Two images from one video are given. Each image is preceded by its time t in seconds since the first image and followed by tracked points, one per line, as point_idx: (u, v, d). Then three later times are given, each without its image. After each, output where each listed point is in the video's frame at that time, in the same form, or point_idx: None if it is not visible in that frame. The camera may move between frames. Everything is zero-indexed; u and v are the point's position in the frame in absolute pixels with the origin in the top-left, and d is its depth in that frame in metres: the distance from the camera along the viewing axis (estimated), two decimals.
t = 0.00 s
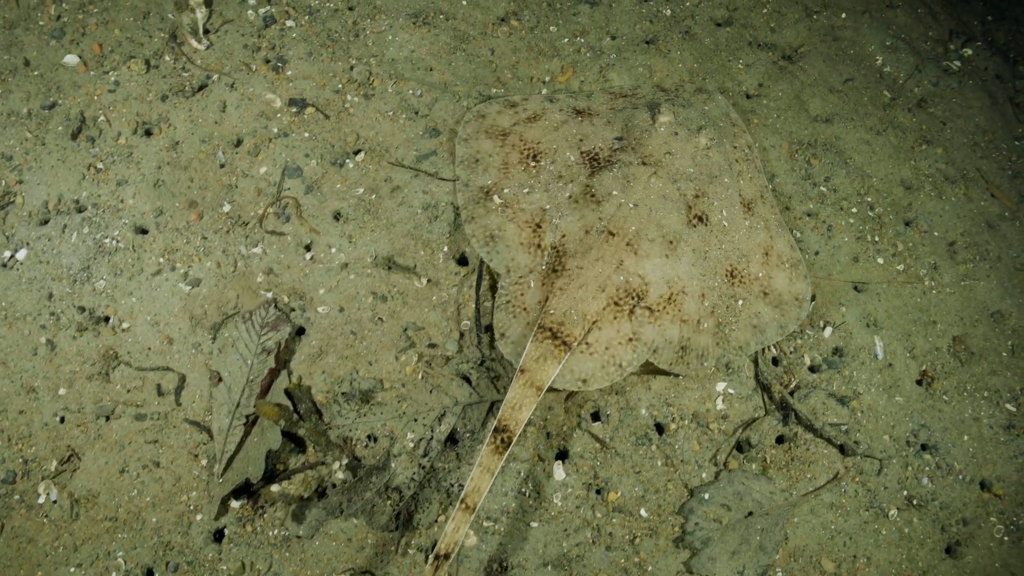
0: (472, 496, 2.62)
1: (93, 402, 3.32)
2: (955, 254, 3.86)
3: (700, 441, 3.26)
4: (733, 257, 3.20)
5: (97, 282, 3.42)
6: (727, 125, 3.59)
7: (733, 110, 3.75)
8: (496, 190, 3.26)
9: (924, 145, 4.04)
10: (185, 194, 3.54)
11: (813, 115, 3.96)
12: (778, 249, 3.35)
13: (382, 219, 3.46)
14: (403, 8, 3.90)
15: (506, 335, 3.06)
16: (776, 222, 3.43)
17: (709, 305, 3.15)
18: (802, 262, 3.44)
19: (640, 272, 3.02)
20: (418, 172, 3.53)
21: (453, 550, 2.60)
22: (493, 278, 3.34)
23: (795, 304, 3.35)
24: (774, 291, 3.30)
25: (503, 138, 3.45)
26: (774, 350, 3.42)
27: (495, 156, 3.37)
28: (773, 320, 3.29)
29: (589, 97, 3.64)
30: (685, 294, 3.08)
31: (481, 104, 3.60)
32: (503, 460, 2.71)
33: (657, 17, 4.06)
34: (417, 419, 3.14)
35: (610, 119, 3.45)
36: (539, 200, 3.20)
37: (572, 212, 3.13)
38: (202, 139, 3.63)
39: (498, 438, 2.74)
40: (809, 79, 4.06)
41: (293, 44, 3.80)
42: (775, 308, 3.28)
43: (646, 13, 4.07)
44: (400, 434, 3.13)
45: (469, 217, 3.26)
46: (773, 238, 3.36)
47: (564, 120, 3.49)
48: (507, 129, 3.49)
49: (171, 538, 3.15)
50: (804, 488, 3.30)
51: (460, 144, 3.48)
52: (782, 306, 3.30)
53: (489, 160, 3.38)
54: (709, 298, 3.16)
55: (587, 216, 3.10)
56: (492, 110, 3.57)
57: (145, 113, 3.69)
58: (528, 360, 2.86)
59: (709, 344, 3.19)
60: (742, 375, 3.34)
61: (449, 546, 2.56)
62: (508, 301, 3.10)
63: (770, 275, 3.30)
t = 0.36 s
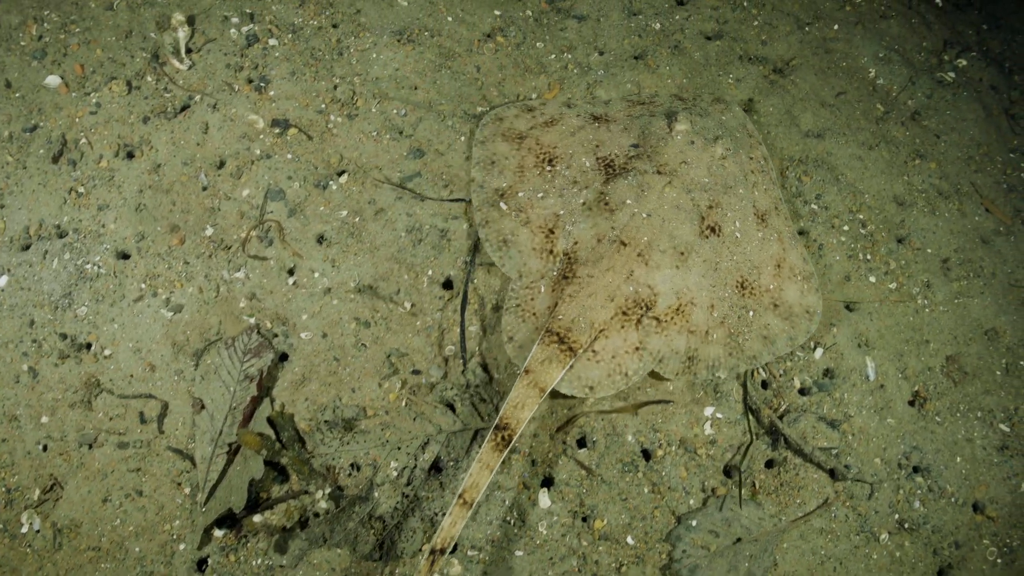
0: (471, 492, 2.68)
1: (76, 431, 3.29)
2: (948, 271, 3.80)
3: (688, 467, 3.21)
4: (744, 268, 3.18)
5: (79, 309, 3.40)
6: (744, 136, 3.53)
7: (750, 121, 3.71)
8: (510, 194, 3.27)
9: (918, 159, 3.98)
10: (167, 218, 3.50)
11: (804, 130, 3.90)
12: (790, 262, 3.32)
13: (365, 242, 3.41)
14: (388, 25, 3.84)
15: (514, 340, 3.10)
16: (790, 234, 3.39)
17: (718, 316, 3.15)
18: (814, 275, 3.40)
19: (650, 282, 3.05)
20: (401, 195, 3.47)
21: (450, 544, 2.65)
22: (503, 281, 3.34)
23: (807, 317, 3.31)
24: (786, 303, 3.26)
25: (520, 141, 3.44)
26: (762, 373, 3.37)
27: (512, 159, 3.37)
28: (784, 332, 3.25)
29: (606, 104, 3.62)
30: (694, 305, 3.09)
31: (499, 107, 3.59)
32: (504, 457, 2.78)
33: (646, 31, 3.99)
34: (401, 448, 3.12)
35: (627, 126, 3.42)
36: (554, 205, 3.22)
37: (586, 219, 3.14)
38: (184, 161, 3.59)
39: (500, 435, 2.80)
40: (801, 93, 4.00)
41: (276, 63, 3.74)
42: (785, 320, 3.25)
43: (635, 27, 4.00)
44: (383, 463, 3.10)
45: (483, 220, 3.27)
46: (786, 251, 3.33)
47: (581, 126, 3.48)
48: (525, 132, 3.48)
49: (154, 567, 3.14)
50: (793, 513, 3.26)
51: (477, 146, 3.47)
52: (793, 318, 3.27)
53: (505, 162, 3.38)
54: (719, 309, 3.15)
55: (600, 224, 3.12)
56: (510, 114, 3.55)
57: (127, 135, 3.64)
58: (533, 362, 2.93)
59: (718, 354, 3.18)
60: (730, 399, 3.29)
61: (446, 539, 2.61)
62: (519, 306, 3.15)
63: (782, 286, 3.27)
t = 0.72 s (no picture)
0: (459, 486, 2.72)
1: (50, 460, 3.27)
2: (932, 289, 3.76)
3: (666, 494, 3.18)
4: (746, 282, 3.19)
5: (53, 337, 3.37)
6: (751, 149, 3.51)
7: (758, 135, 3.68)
8: (518, 199, 3.29)
9: (901, 175, 3.94)
10: (141, 244, 3.46)
11: (786, 147, 3.86)
12: (794, 276, 3.32)
13: (340, 268, 3.38)
14: (364, 45, 3.78)
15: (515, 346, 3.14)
16: (794, 248, 3.38)
17: (718, 329, 3.16)
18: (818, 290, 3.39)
19: (652, 293, 3.06)
20: (376, 219, 3.43)
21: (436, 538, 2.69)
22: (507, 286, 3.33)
23: (807, 333, 3.30)
24: (786, 317, 3.26)
25: (529, 147, 3.44)
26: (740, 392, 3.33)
27: (520, 165, 3.38)
28: (783, 347, 3.25)
29: (616, 113, 3.60)
30: (694, 317, 3.10)
31: (509, 113, 3.57)
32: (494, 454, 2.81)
33: (627, 47, 3.94)
34: (375, 477, 3.10)
35: (636, 136, 3.41)
36: (560, 212, 3.23)
37: (591, 228, 3.15)
38: (158, 186, 3.55)
39: (491, 432, 2.83)
40: (783, 109, 3.96)
41: (251, 84, 3.68)
42: (785, 335, 3.24)
43: (615, 44, 3.94)
44: (357, 493, 3.09)
45: (489, 226, 3.30)
46: (790, 265, 3.33)
47: (591, 133, 3.47)
48: (535, 138, 3.48)
49: None
50: (774, 539, 3.22)
51: (486, 151, 3.46)
52: (793, 333, 3.27)
53: (514, 168, 3.38)
54: (719, 322, 3.16)
55: (605, 233, 3.13)
56: (519, 120, 3.54)
57: (100, 159, 3.60)
58: (530, 363, 2.94)
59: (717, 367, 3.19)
60: (709, 424, 3.25)
61: (432, 534, 2.65)
62: (522, 312, 3.17)
63: (784, 301, 3.27)
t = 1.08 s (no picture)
0: (448, 480, 2.77)
1: (25, 490, 3.25)
2: (915, 307, 3.73)
3: (644, 520, 3.15)
4: (748, 297, 3.17)
5: (27, 366, 3.36)
6: (758, 165, 3.47)
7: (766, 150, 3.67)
8: (523, 206, 3.29)
9: (883, 191, 3.91)
10: (115, 272, 3.44)
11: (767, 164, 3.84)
12: (796, 292, 3.30)
13: (314, 294, 3.35)
14: (339, 66, 3.75)
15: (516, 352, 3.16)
16: (798, 264, 3.36)
17: (717, 343, 3.15)
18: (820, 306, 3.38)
19: (653, 305, 3.05)
20: (351, 244, 3.40)
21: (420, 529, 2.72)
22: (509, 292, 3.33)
23: (806, 349, 3.31)
24: (786, 333, 3.26)
25: (537, 156, 3.43)
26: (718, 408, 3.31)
27: (527, 173, 3.37)
28: (781, 363, 3.25)
29: (624, 126, 3.59)
30: (694, 331, 3.10)
31: (519, 121, 3.58)
32: (484, 452, 2.85)
33: (605, 65, 3.90)
34: (350, 507, 3.09)
35: (643, 147, 3.37)
36: (565, 220, 3.21)
37: (596, 237, 3.12)
38: (132, 212, 3.52)
39: (484, 430, 2.86)
40: (763, 125, 3.93)
41: (225, 108, 3.65)
42: (784, 351, 3.25)
43: (593, 61, 3.89)
44: (332, 523, 3.07)
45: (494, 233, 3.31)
46: (793, 281, 3.30)
47: (599, 144, 3.45)
48: (543, 147, 3.48)
49: None
50: (753, 565, 3.19)
51: (495, 160, 3.48)
52: (792, 349, 3.27)
53: (521, 176, 3.38)
54: (719, 336, 3.15)
55: (610, 243, 3.10)
56: (529, 128, 3.54)
57: (74, 185, 3.57)
58: (529, 367, 2.96)
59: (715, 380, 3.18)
60: (686, 449, 3.23)
61: (417, 524, 2.68)
62: (523, 319, 3.17)
63: (785, 317, 3.26)
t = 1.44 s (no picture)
0: (440, 472, 2.82)
1: (3, 515, 3.24)
2: (897, 321, 3.71)
3: (621, 541, 3.13)
4: (750, 308, 3.16)
5: (4, 391, 3.36)
6: (765, 177, 3.45)
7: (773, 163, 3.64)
8: (531, 209, 3.31)
9: (865, 204, 3.88)
10: (91, 295, 3.44)
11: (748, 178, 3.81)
12: (800, 305, 3.28)
13: (290, 316, 3.35)
14: (315, 85, 3.73)
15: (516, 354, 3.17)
16: (803, 277, 3.34)
17: (716, 353, 3.13)
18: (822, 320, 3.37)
19: (656, 313, 3.06)
20: (326, 266, 3.39)
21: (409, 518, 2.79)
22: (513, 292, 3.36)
23: (806, 362, 3.29)
24: (788, 345, 3.24)
25: (545, 161, 3.44)
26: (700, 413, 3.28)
27: (536, 177, 3.38)
28: (781, 375, 3.23)
29: (633, 134, 3.57)
30: (694, 340, 3.09)
31: (529, 126, 3.59)
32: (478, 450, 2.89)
33: (583, 80, 3.87)
34: (326, 531, 3.09)
35: (651, 157, 3.37)
36: (571, 224, 3.23)
37: (601, 243, 3.15)
38: (108, 235, 3.51)
39: (480, 427, 2.92)
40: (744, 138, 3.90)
41: (201, 129, 3.64)
42: (785, 363, 3.23)
43: (572, 76, 3.87)
44: (308, 547, 3.07)
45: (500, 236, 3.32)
46: (797, 293, 3.29)
47: (607, 152, 3.45)
48: (552, 152, 3.48)
49: None
50: None
51: (504, 164, 3.48)
52: (793, 362, 3.25)
53: (529, 180, 3.40)
54: (719, 346, 3.14)
55: (615, 250, 3.12)
56: (539, 133, 3.55)
57: (51, 208, 3.57)
58: (531, 370, 3.02)
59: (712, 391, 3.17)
60: (664, 469, 3.20)
61: (407, 513, 2.76)
62: (525, 322, 3.19)
63: (788, 329, 3.24)
